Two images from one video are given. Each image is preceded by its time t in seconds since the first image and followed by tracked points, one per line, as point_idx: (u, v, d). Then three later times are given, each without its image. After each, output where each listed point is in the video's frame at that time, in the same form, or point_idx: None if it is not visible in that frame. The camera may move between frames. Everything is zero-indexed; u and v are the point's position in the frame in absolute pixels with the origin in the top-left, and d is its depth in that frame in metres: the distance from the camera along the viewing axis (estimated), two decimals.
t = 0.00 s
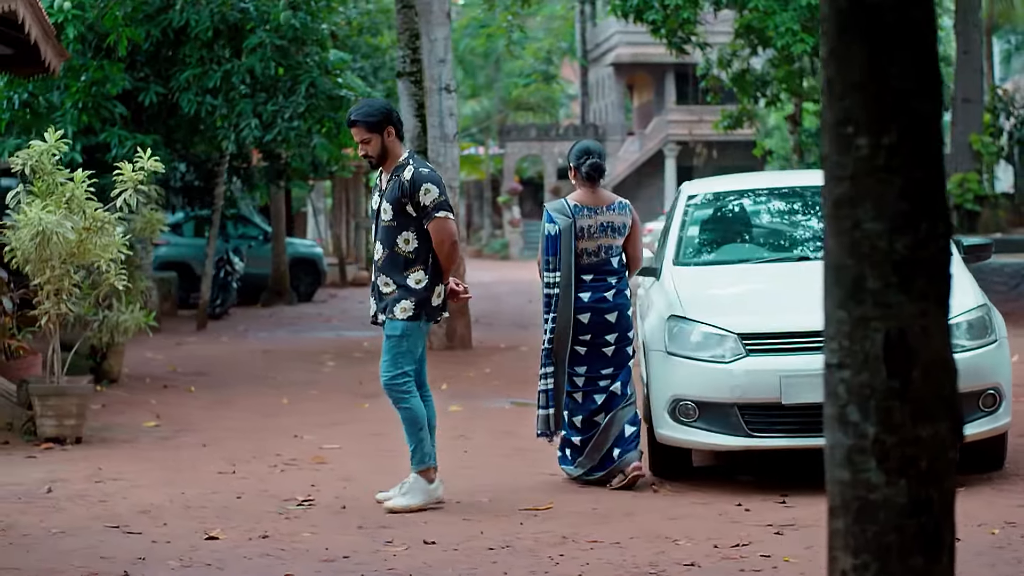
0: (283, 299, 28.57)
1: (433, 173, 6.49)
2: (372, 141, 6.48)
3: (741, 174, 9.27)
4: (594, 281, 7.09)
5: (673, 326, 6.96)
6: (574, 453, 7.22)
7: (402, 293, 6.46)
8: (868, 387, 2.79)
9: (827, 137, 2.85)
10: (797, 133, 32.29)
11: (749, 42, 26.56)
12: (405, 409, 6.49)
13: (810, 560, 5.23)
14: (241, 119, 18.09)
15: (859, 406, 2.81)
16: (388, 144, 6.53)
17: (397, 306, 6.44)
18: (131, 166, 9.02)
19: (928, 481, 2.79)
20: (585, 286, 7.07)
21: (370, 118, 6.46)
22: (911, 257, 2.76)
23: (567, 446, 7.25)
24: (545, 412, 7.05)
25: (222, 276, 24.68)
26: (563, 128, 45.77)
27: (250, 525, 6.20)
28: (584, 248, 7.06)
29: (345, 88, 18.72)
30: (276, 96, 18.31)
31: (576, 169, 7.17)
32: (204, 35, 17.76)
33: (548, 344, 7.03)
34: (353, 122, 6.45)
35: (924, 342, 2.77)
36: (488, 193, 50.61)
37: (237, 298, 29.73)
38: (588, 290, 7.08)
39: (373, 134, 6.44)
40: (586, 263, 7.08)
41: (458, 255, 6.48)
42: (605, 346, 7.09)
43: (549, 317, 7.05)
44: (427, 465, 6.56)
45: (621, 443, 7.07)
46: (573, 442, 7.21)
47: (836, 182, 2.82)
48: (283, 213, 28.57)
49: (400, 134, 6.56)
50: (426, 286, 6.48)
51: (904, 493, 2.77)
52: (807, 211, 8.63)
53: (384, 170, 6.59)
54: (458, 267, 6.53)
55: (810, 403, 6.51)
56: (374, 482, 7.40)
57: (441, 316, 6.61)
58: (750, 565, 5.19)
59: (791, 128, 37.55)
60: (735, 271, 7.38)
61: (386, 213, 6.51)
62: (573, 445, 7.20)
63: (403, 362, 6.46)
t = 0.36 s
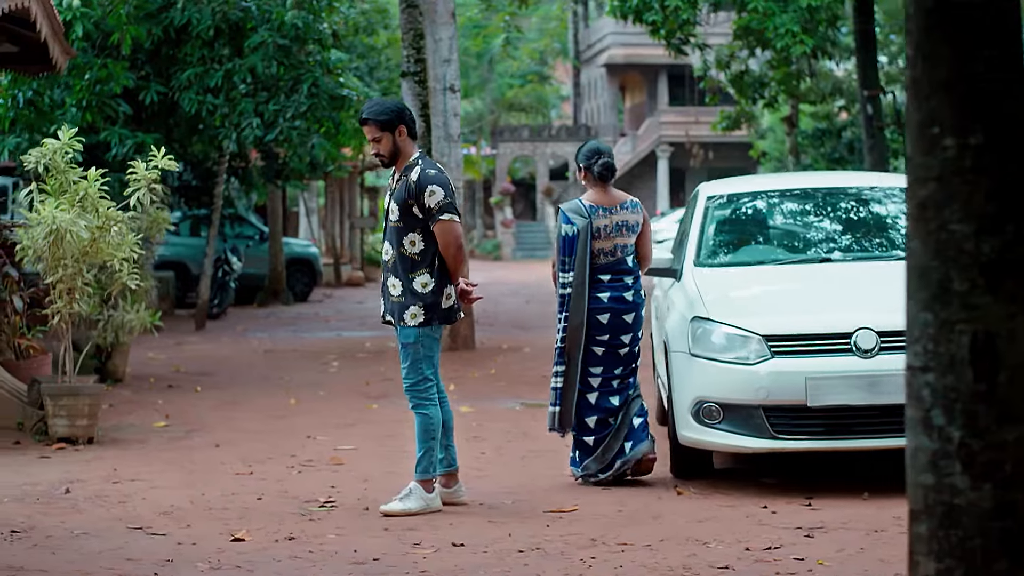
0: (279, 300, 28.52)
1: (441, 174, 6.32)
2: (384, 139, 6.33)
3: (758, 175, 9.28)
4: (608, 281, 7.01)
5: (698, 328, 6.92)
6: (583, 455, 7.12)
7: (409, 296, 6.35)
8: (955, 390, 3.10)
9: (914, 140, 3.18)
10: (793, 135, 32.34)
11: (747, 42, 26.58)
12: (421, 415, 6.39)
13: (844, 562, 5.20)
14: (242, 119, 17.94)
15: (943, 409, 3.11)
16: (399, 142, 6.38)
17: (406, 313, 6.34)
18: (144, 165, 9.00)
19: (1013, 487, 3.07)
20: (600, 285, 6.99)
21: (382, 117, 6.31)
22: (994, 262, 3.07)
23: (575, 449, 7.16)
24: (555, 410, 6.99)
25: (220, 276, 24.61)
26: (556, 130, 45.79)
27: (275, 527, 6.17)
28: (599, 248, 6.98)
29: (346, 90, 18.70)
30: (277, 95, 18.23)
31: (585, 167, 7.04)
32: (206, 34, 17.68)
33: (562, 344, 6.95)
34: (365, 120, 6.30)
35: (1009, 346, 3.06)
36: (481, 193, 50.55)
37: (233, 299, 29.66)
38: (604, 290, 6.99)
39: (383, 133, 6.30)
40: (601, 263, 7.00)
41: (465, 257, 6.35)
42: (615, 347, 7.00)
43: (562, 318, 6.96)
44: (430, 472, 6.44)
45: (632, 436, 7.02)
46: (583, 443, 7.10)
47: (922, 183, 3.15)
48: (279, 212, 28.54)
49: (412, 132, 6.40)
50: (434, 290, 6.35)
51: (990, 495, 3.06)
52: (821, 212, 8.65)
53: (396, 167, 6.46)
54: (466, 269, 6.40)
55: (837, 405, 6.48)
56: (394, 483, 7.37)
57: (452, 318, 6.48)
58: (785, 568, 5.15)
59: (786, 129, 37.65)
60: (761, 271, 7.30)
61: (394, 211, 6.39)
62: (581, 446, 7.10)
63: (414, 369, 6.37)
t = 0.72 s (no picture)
0: (270, 301, 28.39)
1: (452, 177, 6.15)
2: (401, 136, 6.18)
3: (765, 176, 9.28)
4: (641, 282, 6.99)
5: (716, 331, 6.87)
6: (602, 457, 7.03)
7: (413, 299, 6.18)
8: None
9: (992, 145, 3.59)
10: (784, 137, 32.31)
11: (740, 44, 26.53)
12: (437, 419, 6.26)
13: (872, 565, 5.18)
14: (238, 119, 17.76)
15: (1019, 412, 3.55)
16: (416, 141, 6.22)
17: (410, 317, 6.17)
18: (153, 165, 8.94)
19: None
20: (634, 286, 6.97)
21: (402, 114, 6.16)
22: None
23: (592, 451, 7.06)
24: (589, 413, 6.92)
25: (213, 276, 24.47)
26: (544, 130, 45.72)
27: (295, 530, 6.15)
28: (634, 249, 6.95)
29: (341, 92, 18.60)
30: (273, 96, 18.12)
31: (608, 168, 7.05)
32: (201, 34, 17.52)
33: (601, 345, 6.89)
34: (383, 115, 6.15)
35: None
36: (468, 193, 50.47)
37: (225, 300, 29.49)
38: (638, 291, 6.97)
39: (399, 130, 6.15)
40: (634, 264, 6.98)
41: (469, 264, 6.15)
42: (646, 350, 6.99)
43: (603, 319, 6.89)
44: (447, 476, 6.37)
45: (651, 446, 7.06)
46: (606, 445, 7.02)
47: (997, 193, 3.57)
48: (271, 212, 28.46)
49: (431, 132, 6.25)
50: (437, 295, 6.17)
51: None
52: (828, 214, 8.65)
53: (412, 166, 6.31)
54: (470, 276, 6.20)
55: (856, 407, 6.44)
56: (410, 486, 7.34)
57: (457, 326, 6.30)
58: (812, 571, 5.13)
59: (777, 129, 37.71)
60: (778, 272, 7.26)
61: (402, 207, 6.23)
62: (603, 448, 7.02)
63: (423, 374, 6.21)
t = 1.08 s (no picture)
0: (256, 300, 28.27)
1: (471, 179, 6.12)
2: (415, 134, 6.10)
3: (763, 175, 9.27)
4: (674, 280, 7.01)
5: (726, 329, 6.84)
6: (621, 456, 6.98)
7: (429, 301, 6.16)
8: None
9: None
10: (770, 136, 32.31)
11: (726, 43, 26.44)
12: (451, 419, 6.25)
13: (893, 565, 5.16)
14: (227, 117, 17.57)
15: None
16: (430, 140, 6.14)
17: (426, 319, 6.16)
18: (154, 163, 8.86)
19: None
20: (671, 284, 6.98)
21: (419, 112, 6.06)
22: None
23: (611, 449, 7.00)
24: (642, 412, 6.90)
25: (199, 275, 24.32)
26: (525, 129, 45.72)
27: (307, 530, 6.13)
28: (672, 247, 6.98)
29: (331, 89, 18.47)
30: (262, 94, 17.96)
31: (640, 165, 7.01)
32: (190, 32, 17.33)
33: (655, 343, 6.88)
34: (398, 113, 6.05)
35: None
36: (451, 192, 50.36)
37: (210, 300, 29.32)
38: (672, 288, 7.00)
39: (415, 129, 6.08)
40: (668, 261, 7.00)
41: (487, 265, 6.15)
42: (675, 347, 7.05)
43: (655, 315, 6.87)
44: (460, 475, 6.35)
45: (667, 445, 7.05)
46: (629, 445, 6.97)
47: None
48: (256, 212, 28.34)
49: (444, 131, 6.18)
50: (453, 297, 6.17)
51: None
52: (827, 212, 8.64)
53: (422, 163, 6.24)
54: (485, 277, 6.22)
55: (868, 407, 6.43)
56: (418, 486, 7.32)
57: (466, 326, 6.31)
58: (833, 571, 5.10)
59: (761, 127, 37.75)
60: (785, 270, 7.24)
61: (416, 207, 6.18)
62: (624, 447, 6.97)
63: (440, 376, 6.21)
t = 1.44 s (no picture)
0: (247, 300, 28.19)
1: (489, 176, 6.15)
2: (435, 134, 6.06)
3: (765, 174, 9.28)
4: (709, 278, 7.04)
5: (739, 329, 6.81)
6: (643, 453, 6.98)
7: (450, 300, 6.17)
8: None
9: None
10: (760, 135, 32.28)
11: (718, 41, 26.39)
12: (468, 418, 6.24)
13: (918, 564, 5.10)
14: (221, 117, 17.41)
15: None
16: (446, 139, 6.12)
17: (447, 318, 6.16)
18: (159, 162, 8.81)
19: None
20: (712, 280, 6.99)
21: (441, 112, 6.02)
22: None
23: (633, 446, 6.99)
24: (703, 408, 6.85)
25: (192, 275, 24.22)
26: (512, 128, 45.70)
27: (324, 531, 6.10)
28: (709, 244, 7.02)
29: (324, 87, 18.35)
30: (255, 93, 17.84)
31: (671, 164, 7.08)
32: (184, 31, 17.17)
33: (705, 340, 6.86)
34: (421, 113, 5.99)
35: None
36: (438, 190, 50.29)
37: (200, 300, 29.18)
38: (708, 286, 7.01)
39: (435, 127, 6.04)
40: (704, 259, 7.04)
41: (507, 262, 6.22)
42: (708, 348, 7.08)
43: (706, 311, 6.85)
44: (476, 476, 6.33)
45: (685, 444, 7.07)
46: (650, 442, 6.97)
47: None
48: (246, 211, 28.21)
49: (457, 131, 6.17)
50: (473, 296, 6.20)
51: None
52: (831, 210, 8.64)
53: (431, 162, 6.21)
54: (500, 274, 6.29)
55: (884, 406, 6.41)
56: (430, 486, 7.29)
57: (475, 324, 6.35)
58: (858, 570, 5.06)
59: (751, 126, 37.77)
60: (798, 268, 7.23)
61: (434, 204, 6.16)
62: (647, 444, 6.98)
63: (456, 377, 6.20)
